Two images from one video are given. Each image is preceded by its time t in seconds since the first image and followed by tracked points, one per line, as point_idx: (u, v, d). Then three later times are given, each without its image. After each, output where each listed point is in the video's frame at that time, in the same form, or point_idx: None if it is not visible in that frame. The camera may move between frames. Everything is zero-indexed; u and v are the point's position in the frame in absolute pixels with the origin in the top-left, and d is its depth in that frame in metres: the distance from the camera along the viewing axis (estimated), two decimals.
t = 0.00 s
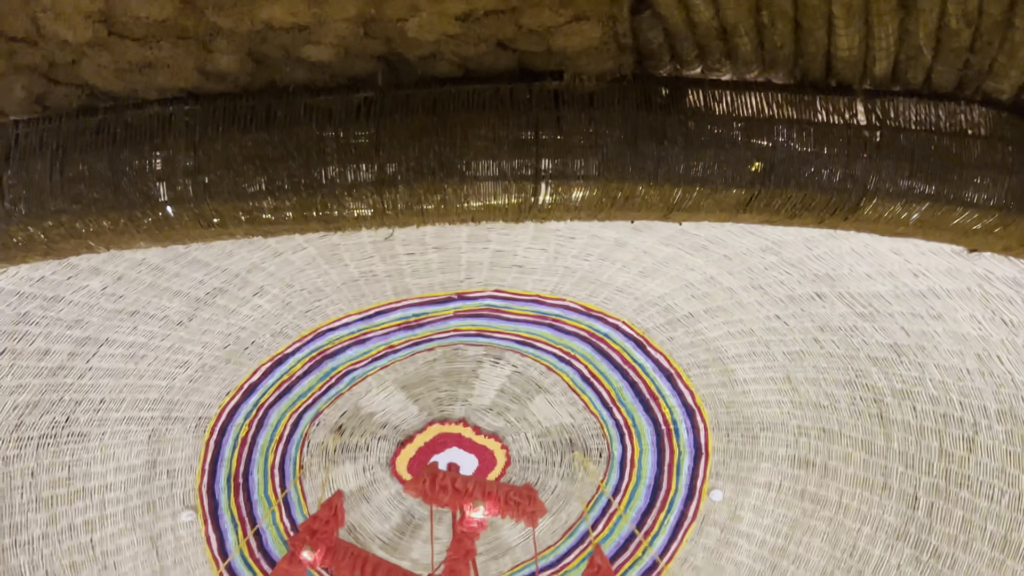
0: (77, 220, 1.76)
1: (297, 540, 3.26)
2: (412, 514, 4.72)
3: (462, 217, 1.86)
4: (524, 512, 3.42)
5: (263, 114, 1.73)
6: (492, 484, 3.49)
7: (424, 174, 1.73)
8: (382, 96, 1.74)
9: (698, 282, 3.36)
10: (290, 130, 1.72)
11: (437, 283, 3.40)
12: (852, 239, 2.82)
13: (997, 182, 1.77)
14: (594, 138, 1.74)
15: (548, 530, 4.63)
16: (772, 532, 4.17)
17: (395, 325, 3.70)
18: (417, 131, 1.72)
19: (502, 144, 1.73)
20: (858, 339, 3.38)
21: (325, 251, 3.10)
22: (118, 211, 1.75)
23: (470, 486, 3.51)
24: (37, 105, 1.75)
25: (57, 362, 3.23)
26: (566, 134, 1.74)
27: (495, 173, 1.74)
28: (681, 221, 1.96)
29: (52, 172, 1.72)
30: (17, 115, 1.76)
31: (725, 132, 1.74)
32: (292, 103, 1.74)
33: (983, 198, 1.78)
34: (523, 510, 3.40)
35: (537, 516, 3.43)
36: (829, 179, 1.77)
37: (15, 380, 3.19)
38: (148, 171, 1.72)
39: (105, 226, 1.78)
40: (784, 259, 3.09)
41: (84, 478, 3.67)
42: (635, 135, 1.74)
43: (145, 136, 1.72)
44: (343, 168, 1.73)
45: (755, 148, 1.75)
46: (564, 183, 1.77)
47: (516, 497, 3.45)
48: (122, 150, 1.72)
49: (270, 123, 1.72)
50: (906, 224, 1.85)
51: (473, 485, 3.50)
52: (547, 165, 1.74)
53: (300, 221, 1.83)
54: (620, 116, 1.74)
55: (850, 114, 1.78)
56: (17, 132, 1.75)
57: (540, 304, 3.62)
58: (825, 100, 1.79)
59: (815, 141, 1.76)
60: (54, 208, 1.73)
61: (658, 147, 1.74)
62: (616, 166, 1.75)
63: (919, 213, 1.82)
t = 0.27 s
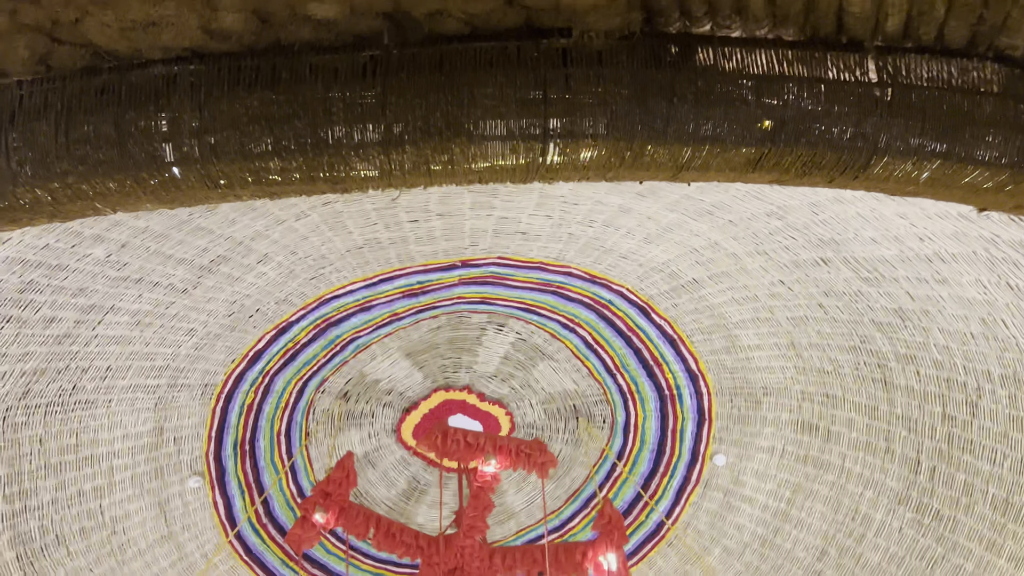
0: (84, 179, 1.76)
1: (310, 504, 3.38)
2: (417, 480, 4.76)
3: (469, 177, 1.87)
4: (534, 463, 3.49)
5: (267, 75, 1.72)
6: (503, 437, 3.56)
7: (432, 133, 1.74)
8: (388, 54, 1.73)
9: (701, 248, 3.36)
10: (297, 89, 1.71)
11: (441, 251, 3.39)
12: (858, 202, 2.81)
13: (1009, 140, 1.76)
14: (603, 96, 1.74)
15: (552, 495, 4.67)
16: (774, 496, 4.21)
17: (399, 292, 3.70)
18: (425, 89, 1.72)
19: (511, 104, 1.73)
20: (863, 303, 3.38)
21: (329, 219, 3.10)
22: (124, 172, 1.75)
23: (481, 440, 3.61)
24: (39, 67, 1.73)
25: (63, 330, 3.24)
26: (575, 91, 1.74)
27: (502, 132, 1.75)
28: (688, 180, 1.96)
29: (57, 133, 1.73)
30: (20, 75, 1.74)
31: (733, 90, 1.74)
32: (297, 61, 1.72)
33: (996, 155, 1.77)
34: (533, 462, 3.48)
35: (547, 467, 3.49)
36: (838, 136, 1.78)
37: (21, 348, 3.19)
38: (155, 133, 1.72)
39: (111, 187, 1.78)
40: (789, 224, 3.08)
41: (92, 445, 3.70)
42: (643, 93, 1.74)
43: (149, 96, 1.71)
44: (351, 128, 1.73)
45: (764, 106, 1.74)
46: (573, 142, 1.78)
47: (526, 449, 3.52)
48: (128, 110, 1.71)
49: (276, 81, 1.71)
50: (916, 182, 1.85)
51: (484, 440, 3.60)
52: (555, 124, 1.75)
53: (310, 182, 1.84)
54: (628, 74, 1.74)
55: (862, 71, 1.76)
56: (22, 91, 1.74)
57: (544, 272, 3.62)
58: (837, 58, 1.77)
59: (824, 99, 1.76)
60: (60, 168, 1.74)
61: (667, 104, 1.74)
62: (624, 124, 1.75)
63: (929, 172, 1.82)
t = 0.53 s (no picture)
0: (88, 139, 1.74)
1: (316, 474, 3.36)
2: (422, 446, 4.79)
3: (475, 136, 1.86)
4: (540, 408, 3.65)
5: (272, 31, 1.71)
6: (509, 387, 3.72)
7: (439, 91, 1.72)
8: (392, 12, 1.72)
9: (704, 214, 3.34)
10: (301, 45, 1.70)
11: (444, 218, 3.38)
12: (864, 166, 2.79)
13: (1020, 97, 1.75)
14: (611, 53, 1.73)
15: (555, 461, 4.70)
16: (776, 462, 4.25)
17: (400, 261, 3.69)
18: (430, 46, 1.71)
19: (518, 61, 1.72)
20: (867, 267, 3.38)
21: (332, 185, 3.09)
22: (130, 130, 1.73)
23: (488, 390, 3.78)
24: (42, 21, 1.73)
25: (67, 297, 3.27)
26: (581, 48, 1.72)
27: (510, 88, 1.74)
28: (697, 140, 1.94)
29: (61, 89, 1.70)
30: (23, 33, 1.74)
31: (743, 45, 1.73)
32: (300, 18, 1.72)
33: (1006, 112, 1.77)
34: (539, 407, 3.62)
35: (552, 409, 3.68)
36: (849, 93, 1.76)
37: (27, 315, 3.23)
38: (159, 89, 1.70)
39: (115, 145, 1.76)
40: (794, 189, 3.06)
41: (98, 412, 3.75)
42: (652, 48, 1.73)
43: (153, 52, 1.70)
44: (355, 85, 1.72)
45: (774, 63, 1.73)
46: (582, 100, 1.76)
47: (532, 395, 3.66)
48: (131, 66, 1.69)
49: (281, 37, 1.71)
50: (926, 140, 1.84)
51: (491, 390, 3.77)
52: (563, 81, 1.73)
53: (314, 140, 1.82)
54: (637, 30, 1.74)
55: (874, 28, 1.76)
56: (24, 50, 1.72)
57: (547, 239, 3.60)
58: (845, 15, 1.77)
59: (837, 55, 1.75)
60: (66, 126, 1.72)
61: (676, 59, 1.73)
62: (632, 80, 1.74)
63: (939, 129, 1.81)
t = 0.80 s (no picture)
0: (87, 91, 1.72)
1: (327, 444, 3.41)
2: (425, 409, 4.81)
3: (479, 91, 1.84)
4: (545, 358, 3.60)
5: None
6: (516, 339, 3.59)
7: (442, 42, 1.72)
8: None
9: (707, 177, 3.33)
10: None
11: (446, 181, 3.36)
12: (869, 127, 2.77)
13: None
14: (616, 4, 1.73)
15: (558, 424, 4.73)
16: (777, 425, 4.27)
17: (402, 224, 3.68)
18: None
19: (522, 12, 1.72)
20: (871, 231, 3.37)
21: (333, 147, 3.06)
22: (129, 81, 1.71)
23: (495, 343, 3.63)
24: None
25: (70, 260, 3.28)
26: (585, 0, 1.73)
27: (513, 39, 1.73)
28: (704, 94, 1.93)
29: (60, 39, 1.69)
30: None
31: None
32: None
33: (1016, 64, 1.75)
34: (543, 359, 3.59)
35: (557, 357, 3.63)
36: (857, 45, 1.75)
37: (30, 278, 3.24)
38: (160, 41, 1.69)
39: (115, 99, 1.74)
40: (798, 150, 3.04)
41: (102, 375, 3.77)
42: None
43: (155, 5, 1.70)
44: (357, 36, 1.71)
45: (780, 13, 1.74)
46: (587, 51, 1.75)
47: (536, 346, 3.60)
48: (132, 19, 1.69)
49: None
50: (936, 93, 1.82)
51: (498, 344, 3.61)
52: (567, 31, 1.73)
53: (316, 92, 1.80)
54: None
55: None
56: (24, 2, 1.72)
57: (549, 203, 3.58)
58: None
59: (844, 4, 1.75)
60: (64, 77, 1.70)
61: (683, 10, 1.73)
62: (637, 32, 1.73)
63: (950, 82, 1.79)
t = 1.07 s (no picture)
0: (85, 49, 1.72)
1: (338, 418, 3.45)
2: (427, 378, 4.82)
3: (483, 51, 1.84)
4: (551, 330, 3.47)
5: None
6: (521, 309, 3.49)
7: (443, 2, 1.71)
8: None
9: (710, 145, 3.31)
10: None
11: (448, 149, 3.34)
12: (874, 94, 2.74)
13: None
14: None
15: (559, 393, 4.73)
16: (778, 393, 4.29)
17: (404, 192, 3.67)
18: None
19: None
20: (875, 199, 3.36)
21: (334, 114, 3.04)
22: (129, 39, 1.71)
23: (502, 314, 3.52)
24: None
25: (71, 228, 3.28)
26: None
27: None
28: (709, 54, 1.91)
29: None
30: None
31: None
32: None
33: None
34: (549, 330, 3.48)
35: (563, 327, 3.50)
36: (862, 3, 1.74)
37: (31, 246, 3.24)
38: None
39: (115, 57, 1.74)
40: (802, 117, 3.02)
41: (105, 343, 3.78)
42: None
43: None
44: None
45: None
46: (592, 10, 1.74)
47: (542, 317, 3.48)
48: None
49: None
50: (943, 53, 1.81)
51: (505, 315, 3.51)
52: None
53: (317, 51, 1.79)
54: None
55: None
56: None
57: (551, 171, 3.57)
58: None
59: None
60: (62, 34, 1.70)
61: None
62: None
63: (957, 41, 1.78)
